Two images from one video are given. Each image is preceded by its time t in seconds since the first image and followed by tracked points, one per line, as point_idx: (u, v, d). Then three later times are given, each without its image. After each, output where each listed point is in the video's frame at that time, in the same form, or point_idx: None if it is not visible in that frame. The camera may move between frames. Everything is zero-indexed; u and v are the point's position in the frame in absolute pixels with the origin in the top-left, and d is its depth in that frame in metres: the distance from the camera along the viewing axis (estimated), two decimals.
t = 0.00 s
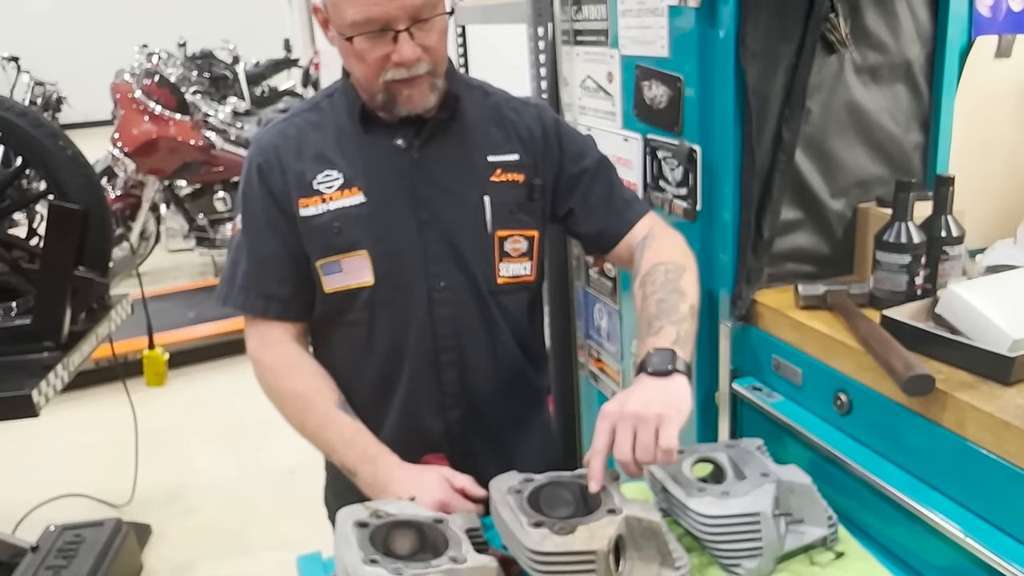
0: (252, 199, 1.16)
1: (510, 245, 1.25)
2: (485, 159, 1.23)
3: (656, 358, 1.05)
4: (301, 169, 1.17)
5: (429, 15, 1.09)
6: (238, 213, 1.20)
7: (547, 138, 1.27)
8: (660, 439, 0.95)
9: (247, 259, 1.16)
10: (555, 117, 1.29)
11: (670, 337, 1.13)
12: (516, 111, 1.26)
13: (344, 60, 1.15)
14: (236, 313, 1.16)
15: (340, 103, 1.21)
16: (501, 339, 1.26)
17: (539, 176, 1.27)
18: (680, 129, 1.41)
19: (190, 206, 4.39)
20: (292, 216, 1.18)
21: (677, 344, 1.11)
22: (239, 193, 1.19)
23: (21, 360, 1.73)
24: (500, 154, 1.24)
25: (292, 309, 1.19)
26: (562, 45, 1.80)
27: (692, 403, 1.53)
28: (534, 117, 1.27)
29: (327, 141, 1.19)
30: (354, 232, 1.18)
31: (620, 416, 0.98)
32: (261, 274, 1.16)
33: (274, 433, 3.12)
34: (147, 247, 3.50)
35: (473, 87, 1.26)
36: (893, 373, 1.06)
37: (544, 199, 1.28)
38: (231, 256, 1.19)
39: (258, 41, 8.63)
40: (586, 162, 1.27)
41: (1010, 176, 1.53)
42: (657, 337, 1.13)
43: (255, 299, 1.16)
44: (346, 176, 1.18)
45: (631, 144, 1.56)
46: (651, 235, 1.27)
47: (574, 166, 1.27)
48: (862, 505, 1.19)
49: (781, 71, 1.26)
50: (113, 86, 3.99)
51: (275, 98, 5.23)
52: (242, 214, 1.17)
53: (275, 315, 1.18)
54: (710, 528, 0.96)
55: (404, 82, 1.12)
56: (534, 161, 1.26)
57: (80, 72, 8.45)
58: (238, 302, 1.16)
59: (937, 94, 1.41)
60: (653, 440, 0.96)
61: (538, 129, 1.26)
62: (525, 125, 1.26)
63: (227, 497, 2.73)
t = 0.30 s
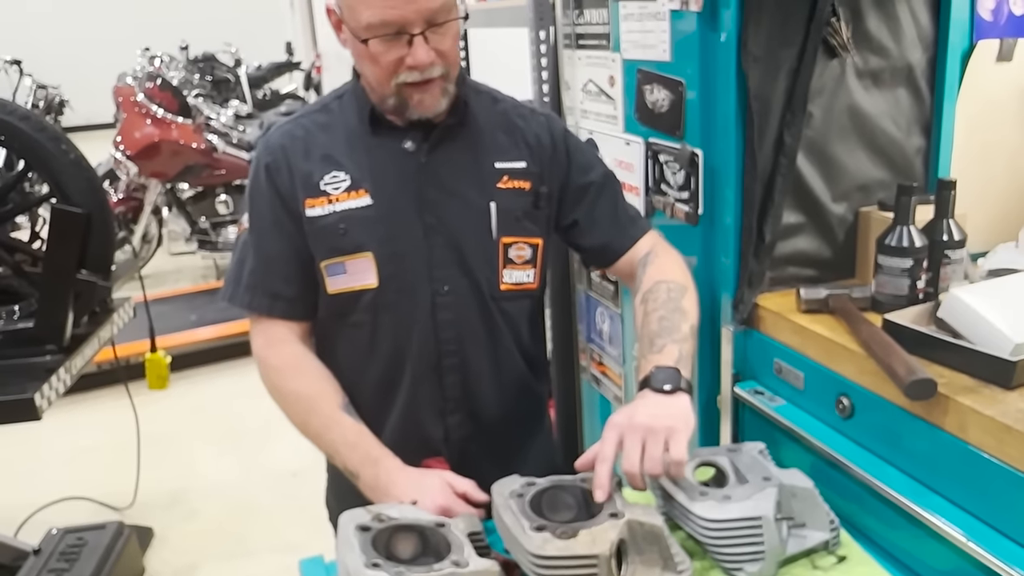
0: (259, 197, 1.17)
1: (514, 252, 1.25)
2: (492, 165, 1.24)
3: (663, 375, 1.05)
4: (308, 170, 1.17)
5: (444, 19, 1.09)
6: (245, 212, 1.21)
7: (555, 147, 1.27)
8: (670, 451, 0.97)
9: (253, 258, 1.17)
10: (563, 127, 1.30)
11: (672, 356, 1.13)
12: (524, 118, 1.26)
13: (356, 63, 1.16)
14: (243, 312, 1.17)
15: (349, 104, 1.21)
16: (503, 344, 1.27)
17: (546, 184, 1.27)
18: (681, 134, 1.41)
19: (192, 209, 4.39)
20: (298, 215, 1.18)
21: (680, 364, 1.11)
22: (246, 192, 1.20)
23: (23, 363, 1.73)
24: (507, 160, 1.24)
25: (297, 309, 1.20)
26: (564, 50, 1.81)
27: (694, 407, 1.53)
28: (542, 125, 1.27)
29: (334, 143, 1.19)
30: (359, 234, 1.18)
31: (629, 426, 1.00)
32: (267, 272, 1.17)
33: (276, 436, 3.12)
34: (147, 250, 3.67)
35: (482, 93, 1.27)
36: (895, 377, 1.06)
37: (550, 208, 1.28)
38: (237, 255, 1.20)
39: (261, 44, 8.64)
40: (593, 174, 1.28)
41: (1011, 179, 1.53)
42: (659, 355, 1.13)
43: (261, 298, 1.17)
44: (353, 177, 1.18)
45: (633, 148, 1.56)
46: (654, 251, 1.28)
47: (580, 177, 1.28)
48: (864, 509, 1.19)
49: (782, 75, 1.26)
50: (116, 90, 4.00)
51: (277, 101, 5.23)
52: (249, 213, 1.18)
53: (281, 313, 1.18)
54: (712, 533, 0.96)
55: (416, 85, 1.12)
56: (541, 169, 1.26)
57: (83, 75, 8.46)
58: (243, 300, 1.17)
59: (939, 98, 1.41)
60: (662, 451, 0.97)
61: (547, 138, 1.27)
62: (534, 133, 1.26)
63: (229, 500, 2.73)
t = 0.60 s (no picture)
0: (266, 198, 1.17)
1: (519, 257, 1.25)
2: (499, 170, 1.24)
3: (664, 381, 1.05)
4: (315, 170, 1.18)
5: (457, 25, 1.10)
6: (251, 211, 1.21)
7: (561, 153, 1.28)
8: (673, 458, 0.97)
9: (258, 258, 1.17)
10: (570, 135, 1.30)
11: (674, 363, 1.13)
12: (532, 124, 1.27)
13: (367, 64, 1.16)
14: (247, 311, 1.17)
15: (358, 106, 1.21)
16: (506, 348, 1.27)
17: (551, 191, 1.27)
18: (682, 137, 1.41)
19: (193, 212, 4.39)
20: (304, 216, 1.19)
21: (681, 370, 1.12)
22: (253, 192, 1.20)
23: (25, 366, 1.73)
24: (514, 166, 1.24)
25: (302, 309, 1.20)
26: (565, 53, 1.80)
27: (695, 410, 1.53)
28: (549, 132, 1.27)
29: (343, 143, 1.19)
30: (364, 236, 1.18)
31: (632, 434, 1.00)
32: (272, 272, 1.17)
33: (277, 439, 3.12)
34: (148, 252, 3.74)
35: (491, 98, 1.27)
36: (896, 381, 1.05)
37: (555, 214, 1.28)
38: (242, 254, 1.20)
39: (261, 48, 8.66)
40: (598, 182, 1.28)
41: (1011, 183, 1.53)
42: (660, 362, 1.13)
43: (267, 297, 1.17)
44: (360, 179, 1.18)
45: (634, 151, 1.56)
46: (657, 260, 1.28)
47: (586, 185, 1.28)
48: (865, 512, 1.19)
49: (783, 79, 1.26)
50: (118, 93, 4.01)
51: (278, 104, 5.23)
52: (255, 212, 1.18)
53: (286, 314, 1.19)
54: (713, 536, 0.96)
55: (428, 89, 1.12)
56: (547, 175, 1.26)
57: (84, 78, 8.47)
58: (248, 300, 1.17)
59: (940, 102, 1.41)
60: (665, 459, 0.97)
61: (554, 145, 1.27)
62: (541, 139, 1.26)
63: (229, 503, 2.73)
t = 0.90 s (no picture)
0: (269, 196, 1.17)
1: (522, 259, 1.25)
2: (502, 171, 1.24)
3: (665, 388, 1.06)
4: (319, 169, 1.18)
5: (466, 26, 1.10)
6: (252, 210, 1.21)
7: (564, 157, 1.28)
8: (677, 468, 0.98)
9: (261, 255, 1.17)
10: (574, 138, 1.30)
11: (675, 369, 1.14)
12: (534, 126, 1.27)
13: (374, 62, 1.16)
14: (249, 309, 1.17)
15: (362, 106, 1.22)
16: (507, 349, 1.26)
17: (554, 192, 1.27)
18: (683, 137, 1.41)
19: (194, 212, 4.40)
20: (308, 215, 1.19)
21: (683, 375, 1.13)
22: (255, 190, 1.20)
23: (26, 366, 1.73)
24: (517, 167, 1.24)
25: (304, 308, 1.20)
26: (565, 53, 1.80)
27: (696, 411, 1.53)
28: (552, 135, 1.28)
29: (346, 143, 1.19)
30: (367, 236, 1.18)
31: (637, 440, 1.00)
32: (276, 270, 1.17)
33: (278, 440, 3.12)
34: (151, 254, 3.71)
35: (494, 100, 1.27)
36: (897, 382, 1.05)
37: (558, 216, 1.28)
38: (244, 253, 1.20)
39: (262, 49, 8.66)
40: (601, 186, 1.28)
41: (1013, 183, 1.53)
42: (663, 367, 1.14)
43: (269, 296, 1.17)
44: (364, 178, 1.18)
45: (635, 151, 1.56)
46: (657, 266, 1.28)
47: (589, 188, 1.28)
48: (867, 513, 1.18)
49: (784, 79, 1.26)
50: (119, 93, 4.01)
51: (279, 105, 5.22)
52: (258, 210, 1.18)
53: (287, 313, 1.19)
54: (714, 537, 0.95)
55: (433, 89, 1.13)
56: (550, 177, 1.26)
57: (86, 79, 8.48)
58: (249, 298, 1.17)
59: (941, 102, 1.41)
60: (669, 468, 0.99)
61: (557, 147, 1.27)
62: (543, 141, 1.26)
63: (230, 504, 2.73)
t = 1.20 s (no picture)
0: (268, 198, 1.17)
1: (522, 258, 1.24)
2: (501, 171, 1.24)
3: (665, 384, 1.06)
4: (318, 171, 1.18)
5: (461, 23, 1.10)
6: (252, 212, 1.21)
7: (564, 157, 1.28)
8: (677, 467, 0.99)
9: (260, 257, 1.17)
10: (572, 138, 1.30)
11: (675, 365, 1.14)
12: (534, 127, 1.27)
13: (371, 60, 1.16)
14: (248, 311, 1.17)
15: (360, 107, 1.21)
16: (508, 350, 1.26)
17: (553, 192, 1.27)
18: (684, 138, 1.41)
19: (196, 213, 4.40)
20: (307, 217, 1.19)
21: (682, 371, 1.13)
22: (255, 192, 1.20)
23: (28, 367, 1.73)
24: (516, 167, 1.24)
25: (304, 310, 1.20)
26: (566, 54, 1.80)
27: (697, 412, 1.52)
28: (551, 135, 1.27)
29: (345, 144, 1.19)
30: (368, 236, 1.18)
31: (636, 439, 1.00)
32: (275, 272, 1.17)
33: (279, 441, 3.12)
34: (153, 256, 3.61)
35: (493, 100, 1.27)
36: (899, 383, 1.05)
37: (557, 216, 1.28)
38: (244, 254, 1.20)
39: (264, 50, 8.66)
40: (599, 185, 1.28)
41: (1014, 184, 1.53)
42: (661, 363, 1.14)
43: (269, 298, 1.17)
44: (363, 180, 1.18)
45: (636, 153, 1.55)
46: (656, 263, 1.28)
47: (588, 188, 1.28)
48: (868, 514, 1.18)
49: (784, 80, 1.25)
50: (121, 95, 4.02)
51: (281, 106, 5.21)
52: (257, 212, 1.18)
53: (288, 315, 1.19)
54: (715, 539, 0.95)
55: (428, 87, 1.12)
56: (549, 176, 1.26)
57: (88, 80, 8.49)
58: (249, 300, 1.17)
59: (942, 103, 1.41)
60: (670, 466, 0.99)
61: (556, 148, 1.27)
62: (542, 141, 1.26)
63: (231, 505, 2.73)
